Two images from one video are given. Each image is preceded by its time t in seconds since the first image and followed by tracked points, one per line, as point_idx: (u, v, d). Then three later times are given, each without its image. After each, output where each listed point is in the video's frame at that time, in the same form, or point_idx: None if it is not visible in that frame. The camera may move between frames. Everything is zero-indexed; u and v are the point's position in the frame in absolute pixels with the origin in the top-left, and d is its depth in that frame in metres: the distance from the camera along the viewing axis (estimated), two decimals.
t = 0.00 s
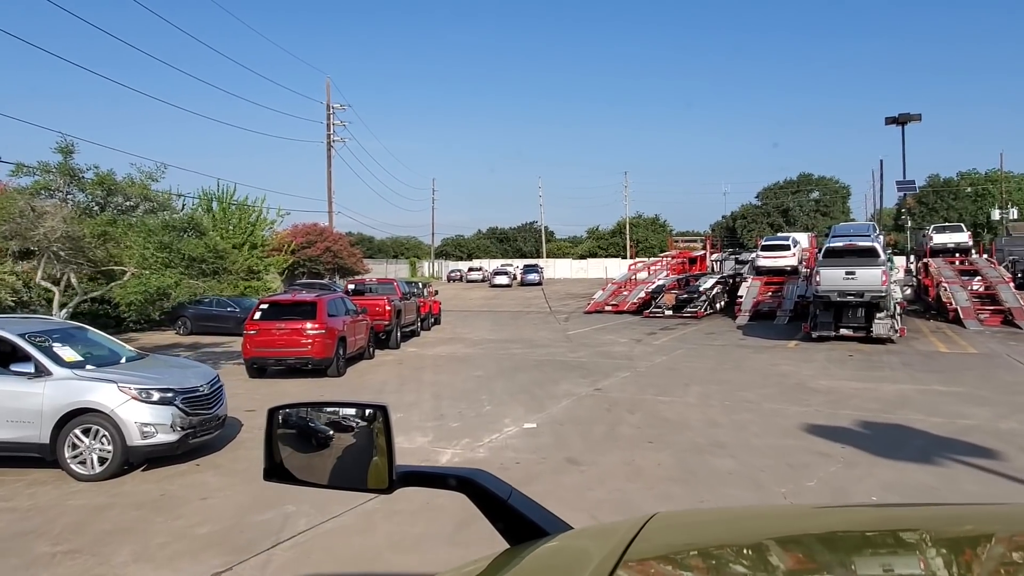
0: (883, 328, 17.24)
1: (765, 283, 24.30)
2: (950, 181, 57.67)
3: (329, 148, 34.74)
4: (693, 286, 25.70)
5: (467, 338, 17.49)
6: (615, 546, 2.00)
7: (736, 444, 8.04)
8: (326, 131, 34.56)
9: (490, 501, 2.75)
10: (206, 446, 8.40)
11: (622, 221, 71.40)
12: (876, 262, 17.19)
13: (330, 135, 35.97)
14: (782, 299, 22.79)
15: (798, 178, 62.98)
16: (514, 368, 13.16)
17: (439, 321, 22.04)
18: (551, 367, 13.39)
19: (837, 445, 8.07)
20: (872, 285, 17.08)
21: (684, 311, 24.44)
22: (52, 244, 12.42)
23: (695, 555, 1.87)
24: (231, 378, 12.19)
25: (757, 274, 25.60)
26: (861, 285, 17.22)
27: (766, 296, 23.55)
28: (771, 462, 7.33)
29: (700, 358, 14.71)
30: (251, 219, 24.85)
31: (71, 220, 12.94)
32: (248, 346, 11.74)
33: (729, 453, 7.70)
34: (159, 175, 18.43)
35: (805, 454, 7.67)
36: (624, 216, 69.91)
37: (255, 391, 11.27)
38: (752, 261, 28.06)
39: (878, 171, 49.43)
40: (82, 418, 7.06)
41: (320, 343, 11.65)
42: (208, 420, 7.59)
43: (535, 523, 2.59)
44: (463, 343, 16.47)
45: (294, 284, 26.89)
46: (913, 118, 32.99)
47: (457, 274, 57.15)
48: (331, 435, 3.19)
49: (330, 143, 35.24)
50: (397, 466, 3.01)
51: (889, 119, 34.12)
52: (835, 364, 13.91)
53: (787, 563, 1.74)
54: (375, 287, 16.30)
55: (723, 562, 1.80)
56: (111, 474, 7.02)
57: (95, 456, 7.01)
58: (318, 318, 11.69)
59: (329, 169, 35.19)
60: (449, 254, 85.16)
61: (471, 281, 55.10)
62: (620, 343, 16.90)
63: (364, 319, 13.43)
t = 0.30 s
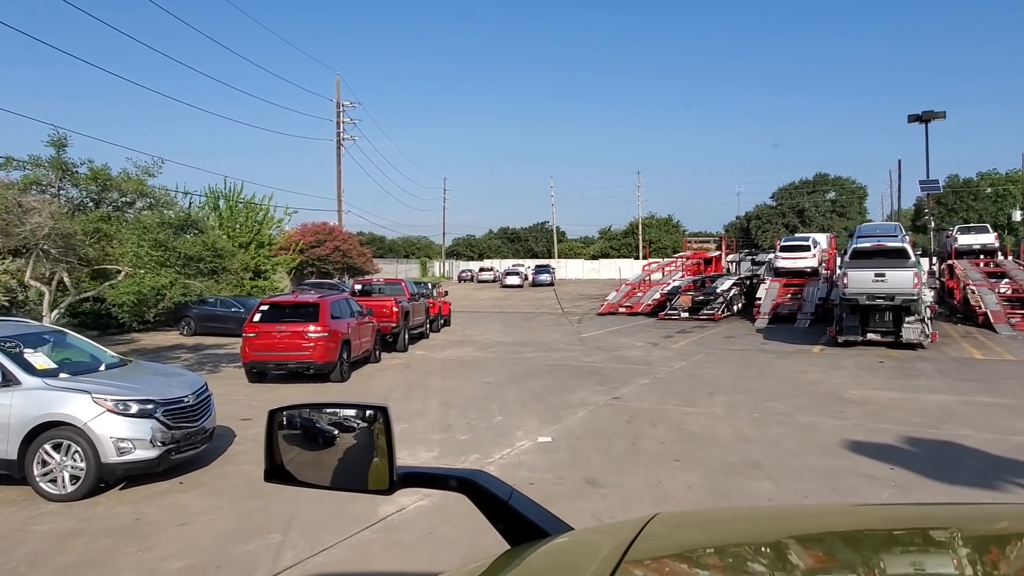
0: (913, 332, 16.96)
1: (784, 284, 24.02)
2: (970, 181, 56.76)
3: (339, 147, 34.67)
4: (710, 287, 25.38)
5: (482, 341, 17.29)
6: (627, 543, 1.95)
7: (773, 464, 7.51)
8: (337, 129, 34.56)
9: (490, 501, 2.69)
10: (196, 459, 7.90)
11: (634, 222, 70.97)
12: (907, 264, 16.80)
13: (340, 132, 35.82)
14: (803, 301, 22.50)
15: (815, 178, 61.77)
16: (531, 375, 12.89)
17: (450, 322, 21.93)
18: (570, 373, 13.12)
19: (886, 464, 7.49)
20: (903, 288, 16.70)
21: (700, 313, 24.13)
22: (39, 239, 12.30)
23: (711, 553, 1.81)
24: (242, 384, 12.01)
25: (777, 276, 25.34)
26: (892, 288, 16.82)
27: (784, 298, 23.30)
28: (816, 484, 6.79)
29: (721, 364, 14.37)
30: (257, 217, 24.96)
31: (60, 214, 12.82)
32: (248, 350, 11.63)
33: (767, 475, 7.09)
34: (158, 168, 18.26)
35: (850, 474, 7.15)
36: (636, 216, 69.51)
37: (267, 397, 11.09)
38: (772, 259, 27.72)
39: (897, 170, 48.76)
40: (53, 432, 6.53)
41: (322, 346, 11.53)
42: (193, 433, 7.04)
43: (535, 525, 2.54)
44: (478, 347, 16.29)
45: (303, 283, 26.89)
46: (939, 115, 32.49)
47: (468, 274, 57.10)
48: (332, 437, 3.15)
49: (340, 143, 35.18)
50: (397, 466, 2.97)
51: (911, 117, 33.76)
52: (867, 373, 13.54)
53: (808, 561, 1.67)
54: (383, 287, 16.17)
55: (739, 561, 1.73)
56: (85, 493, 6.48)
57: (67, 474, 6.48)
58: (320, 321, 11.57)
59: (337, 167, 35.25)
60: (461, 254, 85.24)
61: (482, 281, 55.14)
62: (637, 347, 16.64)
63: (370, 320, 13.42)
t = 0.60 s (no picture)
0: (944, 336, 16.69)
1: (803, 286, 23.67)
2: (989, 181, 55.95)
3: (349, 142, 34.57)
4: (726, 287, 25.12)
5: (496, 342, 17.14)
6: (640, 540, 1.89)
7: (815, 486, 6.95)
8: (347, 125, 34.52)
9: (491, 503, 2.65)
10: (180, 473, 7.43)
11: (646, 220, 70.69)
12: (939, 265, 16.40)
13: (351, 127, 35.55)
14: (823, 303, 22.25)
15: (830, 177, 62.05)
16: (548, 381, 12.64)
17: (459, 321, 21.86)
18: (586, 379, 12.86)
19: (939, 488, 6.94)
20: (935, 289, 16.29)
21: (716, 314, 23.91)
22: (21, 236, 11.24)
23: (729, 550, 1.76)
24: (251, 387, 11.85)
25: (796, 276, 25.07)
26: (924, 289, 16.42)
27: (802, 299, 22.99)
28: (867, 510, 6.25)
29: (744, 370, 14.04)
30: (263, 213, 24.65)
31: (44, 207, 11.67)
32: (246, 351, 11.49)
33: (809, 500, 6.53)
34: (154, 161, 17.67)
35: (901, 497, 6.61)
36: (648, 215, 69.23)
37: (277, 401, 10.92)
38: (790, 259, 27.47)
39: (916, 166, 48.13)
40: (16, 446, 6.04)
41: (323, 349, 11.39)
42: (172, 447, 6.53)
43: (536, 528, 2.51)
44: (492, 349, 16.14)
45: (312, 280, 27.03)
46: (962, 112, 32.11)
47: (478, 272, 57.19)
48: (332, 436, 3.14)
49: (349, 137, 35.02)
50: (397, 468, 2.97)
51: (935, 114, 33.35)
52: (900, 380, 13.12)
53: (826, 562, 1.59)
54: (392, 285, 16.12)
55: (756, 561, 1.67)
56: (49, 513, 5.98)
57: (29, 493, 5.98)
58: (321, 322, 11.43)
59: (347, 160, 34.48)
60: (472, 252, 85.56)
61: (491, 280, 55.31)
62: (652, 350, 16.46)
63: (374, 321, 13.35)
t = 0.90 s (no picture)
0: (976, 341, 16.28)
1: (821, 288, 23.34)
2: (1010, 181, 54.94)
3: (357, 140, 34.50)
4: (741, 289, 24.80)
5: (509, 346, 16.87)
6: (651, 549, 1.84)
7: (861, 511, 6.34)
8: (354, 122, 34.53)
9: (491, 505, 2.71)
10: (154, 493, 6.94)
11: (658, 219, 70.29)
12: (973, 268, 16.08)
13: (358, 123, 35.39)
14: (842, 305, 21.91)
15: (846, 177, 61.67)
16: (562, 389, 12.27)
17: (467, 321, 21.82)
18: (602, 388, 12.50)
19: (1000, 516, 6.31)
20: (968, 293, 16.00)
21: (732, 316, 23.60)
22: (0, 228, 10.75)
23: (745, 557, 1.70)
24: (258, 394, 11.62)
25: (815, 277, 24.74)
26: (956, 292, 16.10)
27: (822, 301, 22.64)
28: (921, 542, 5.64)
29: (767, 377, 13.59)
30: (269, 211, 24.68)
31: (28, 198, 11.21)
32: (240, 354, 11.23)
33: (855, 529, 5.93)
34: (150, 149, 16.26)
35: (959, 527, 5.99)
36: (660, 215, 68.88)
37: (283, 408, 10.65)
38: (808, 260, 27.22)
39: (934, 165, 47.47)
40: None
41: (321, 352, 11.15)
42: (144, 466, 6.08)
43: (538, 531, 2.56)
44: (505, 353, 15.90)
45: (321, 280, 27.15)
46: (986, 108, 31.54)
47: (488, 272, 57.27)
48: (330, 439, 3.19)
49: (358, 134, 34.93)
50: (397, 469, 3.03)
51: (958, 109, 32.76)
52: (937, 390, 12.55)
53: (844, 564, 1.53)
54: (399, 285, 16.02)
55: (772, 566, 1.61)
56: None
57: None
58: (320, 325, 11.21)
59: (355, 158, 34.07)
60: (483, 252, 85.66)
61: (500, 280, 55.29)
62: (668, 354, 16.25)
63: (378, 323, 13.29)
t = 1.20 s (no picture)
0: (1009, 344, 15.79)
1: (840, 287, 23.10)
2: None
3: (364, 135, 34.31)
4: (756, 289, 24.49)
5: (519, 349, 16.49)
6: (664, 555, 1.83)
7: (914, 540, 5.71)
8: (360, 116, 34.45)
9: (491, 505, 2.77)
10: (128, 514, 6.34)
11: (668, 218, 69.97)
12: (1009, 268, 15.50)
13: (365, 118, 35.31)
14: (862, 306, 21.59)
15: (860, 175, 61.15)
16: (576, 396, 11.77)
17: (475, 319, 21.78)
18: (617, 394, 12.01)
19: None
20: (1004, 294, 15.39)
21: (747, 316, 23.39)
22: None
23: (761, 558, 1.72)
24: (258, 399, 11.23)
25: (834, 276, 24.47)
26: (991, 294, 15.52)
27: (841, 301, 22.44)
28: None
29: (792, 384, 13.00)
30: (273, 207, 24.41)
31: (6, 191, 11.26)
32: (235, 356, 11.01)
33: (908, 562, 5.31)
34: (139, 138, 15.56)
35: None
36: (671, 213, 68.56)
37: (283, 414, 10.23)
38: (825, 259, 27.08)
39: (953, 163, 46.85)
40: None
41: (318, 354, 10.89)
42: (106, 487, 5.59)
43: (538, 531, 2.62)
44: (515, 356, 15.53)
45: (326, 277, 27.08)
46: (1010, 104, 30.88)
47: (497, 270, 57.29)
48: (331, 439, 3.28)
49: (363, 130, 34.74)
50: (398, 469, 3.13)
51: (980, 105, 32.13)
52: (975, 399, 11.91)
53: (868, 565, 1.56)
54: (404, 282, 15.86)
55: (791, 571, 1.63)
56: None
57: None
58: (317, 326, 10.98)
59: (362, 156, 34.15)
60: (491, 250, 85.61)
61: (509, 278, 55.18)
62: (684, 357, 16.03)
63: (381, 323, 13.24)
